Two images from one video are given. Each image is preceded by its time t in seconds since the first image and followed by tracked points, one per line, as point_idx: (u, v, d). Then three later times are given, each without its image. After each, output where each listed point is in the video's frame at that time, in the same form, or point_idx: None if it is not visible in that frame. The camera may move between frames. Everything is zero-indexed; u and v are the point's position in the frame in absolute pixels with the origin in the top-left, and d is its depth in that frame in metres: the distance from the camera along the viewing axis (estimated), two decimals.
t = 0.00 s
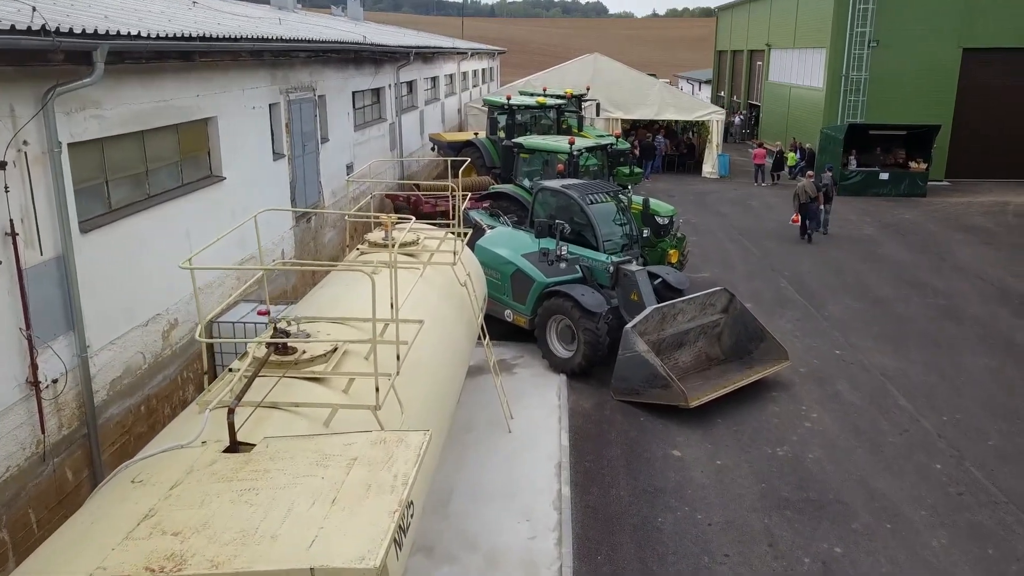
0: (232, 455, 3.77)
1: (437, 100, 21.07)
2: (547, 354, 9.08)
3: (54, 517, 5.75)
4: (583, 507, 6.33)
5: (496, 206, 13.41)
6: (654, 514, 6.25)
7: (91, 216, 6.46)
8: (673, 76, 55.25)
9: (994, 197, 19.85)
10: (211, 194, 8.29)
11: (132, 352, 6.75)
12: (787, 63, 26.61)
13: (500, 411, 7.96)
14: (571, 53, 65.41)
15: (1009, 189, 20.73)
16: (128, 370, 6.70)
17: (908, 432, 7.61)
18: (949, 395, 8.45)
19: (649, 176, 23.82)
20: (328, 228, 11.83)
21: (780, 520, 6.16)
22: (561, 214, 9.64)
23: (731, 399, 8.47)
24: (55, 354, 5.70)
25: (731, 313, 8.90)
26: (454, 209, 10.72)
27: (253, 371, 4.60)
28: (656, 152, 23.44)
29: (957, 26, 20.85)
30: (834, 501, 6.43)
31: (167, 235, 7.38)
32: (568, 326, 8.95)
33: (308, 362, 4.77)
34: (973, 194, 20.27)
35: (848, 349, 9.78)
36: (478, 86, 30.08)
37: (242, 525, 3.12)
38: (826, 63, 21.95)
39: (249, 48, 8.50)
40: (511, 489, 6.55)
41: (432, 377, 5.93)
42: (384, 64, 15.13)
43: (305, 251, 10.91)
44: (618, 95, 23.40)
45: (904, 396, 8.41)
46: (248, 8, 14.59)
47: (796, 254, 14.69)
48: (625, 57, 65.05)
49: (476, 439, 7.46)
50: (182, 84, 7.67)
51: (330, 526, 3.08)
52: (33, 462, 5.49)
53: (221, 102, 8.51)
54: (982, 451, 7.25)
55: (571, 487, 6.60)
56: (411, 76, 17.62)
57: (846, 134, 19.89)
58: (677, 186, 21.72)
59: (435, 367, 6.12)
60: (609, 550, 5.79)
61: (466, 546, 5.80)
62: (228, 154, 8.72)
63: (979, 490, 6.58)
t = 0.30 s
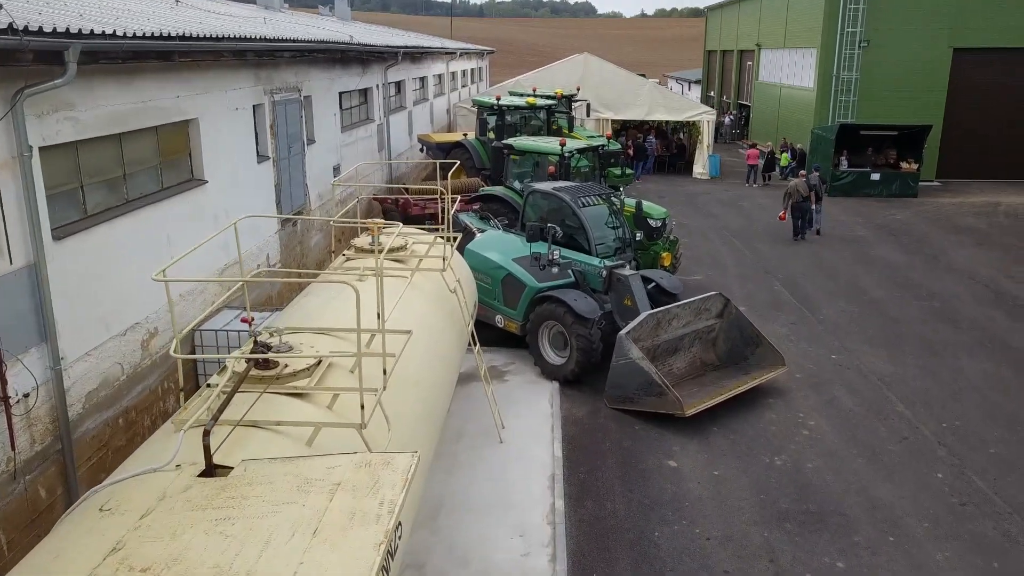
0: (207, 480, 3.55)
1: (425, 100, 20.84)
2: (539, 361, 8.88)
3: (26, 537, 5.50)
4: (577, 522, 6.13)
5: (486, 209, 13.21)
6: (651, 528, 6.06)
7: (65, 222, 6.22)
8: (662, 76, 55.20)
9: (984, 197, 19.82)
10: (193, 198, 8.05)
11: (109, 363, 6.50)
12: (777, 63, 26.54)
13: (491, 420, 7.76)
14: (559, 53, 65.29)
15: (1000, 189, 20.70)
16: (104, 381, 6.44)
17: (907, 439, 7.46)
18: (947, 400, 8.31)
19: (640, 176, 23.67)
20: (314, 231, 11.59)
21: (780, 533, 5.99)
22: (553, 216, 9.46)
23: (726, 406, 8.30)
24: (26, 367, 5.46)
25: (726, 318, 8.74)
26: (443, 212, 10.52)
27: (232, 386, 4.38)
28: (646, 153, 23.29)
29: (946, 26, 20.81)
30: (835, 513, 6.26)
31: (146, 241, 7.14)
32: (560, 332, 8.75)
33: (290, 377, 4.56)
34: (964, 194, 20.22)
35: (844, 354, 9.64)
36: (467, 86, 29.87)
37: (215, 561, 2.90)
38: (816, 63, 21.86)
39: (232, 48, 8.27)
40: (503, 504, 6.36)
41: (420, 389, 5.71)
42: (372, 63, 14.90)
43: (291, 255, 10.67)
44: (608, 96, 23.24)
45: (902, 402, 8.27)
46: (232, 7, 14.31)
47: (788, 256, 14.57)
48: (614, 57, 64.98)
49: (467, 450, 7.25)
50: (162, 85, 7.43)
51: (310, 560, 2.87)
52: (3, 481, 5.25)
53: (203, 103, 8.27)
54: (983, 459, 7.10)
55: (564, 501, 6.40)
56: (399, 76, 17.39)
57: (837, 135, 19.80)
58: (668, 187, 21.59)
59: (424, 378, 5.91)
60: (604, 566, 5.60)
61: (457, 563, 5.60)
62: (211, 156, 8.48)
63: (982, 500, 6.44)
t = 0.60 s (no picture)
0: (182, 507, 3.35)
1: (414, 101, 20.62)
2: (531, 368, 8.69)
3: None
4: (571, 536, 5.95)
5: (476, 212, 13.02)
6: (647, 543, 5.89)
7: (38, 228, 5.99)
8: (651, 76, 55.13)
9: (975, 198, 19.79)
10: (174, 202, 7.83)
11: (85, 374, 6.26)
12: (767, 63, 26.47)
13: (482, 430, 7.57)
14: (549, 53, 65.15)
15: (990, 190, 20.68)
16: (81, 395, 6.21)
17: (906, 447, 7.32)
18: (945, 406, 8.18)
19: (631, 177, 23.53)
20: (301, 235, 11.37)
21: (780, 547, 5.83)
22: (545, 220, 9.28)
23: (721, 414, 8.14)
24: None
25: (720, 323, 8.60)
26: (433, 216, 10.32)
27: (210, 404, 4.17)
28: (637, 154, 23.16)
29: (936, 26, 20.78)
30: (836, 525, 6.11)
31: (124, 247, 6.91)
32: (552, 338, 8.57)
33: (271, 393, 4.35)
34: (955, 195, 20.18)
35: (840, 359, 9.50)
36: (456, 86, 29.64)
37: None
38: (807, 63, 21.79)
39: (213, 48, 8.04)
40: (495, 518, 6.17)
41: (409, 402, 5.52)
42: (359, 64, 14.68)
43: (277, 261, 10.45)
44: (598, 96, 23.09)
45: (900, 408, 8.14)
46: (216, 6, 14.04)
47: (781, 257, 14.45)
48: (603, 57, 64.87)
49: (457, 462, 7.06)
50: (141, 87, 7.20)
51: None
52: None
53: (184, 105, 8.03)
54: (983, 467, 6.97)
55: (558, 514, 6.22)
56: (387, 76, 17.17)
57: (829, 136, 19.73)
58: (659, 188, 21.46)
59: (413, 390, 5.72)
60: None
61: None
62: (193, 159, 8.25)
63: (984, 511, 6.30)
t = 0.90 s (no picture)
0: (154, 537, 3.16)
1: (402, 101, 20.40)
2: (523, 374, 8.50)
3: None
4: (565, 552, 5.77)
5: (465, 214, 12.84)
6: (643, 557, 5.73)
7: (11, 234, 5.76)
8: (641, 75, 55.05)
9: (965, 198, 19.77)
10: (154, 206, 7.60)
11: (61, 386, 6.04)
12: (757, 63, 26.41)
13: (472, 440, 7.38)
14: (538, 53, 65.00)
15: (980, 190, 20.67)
16: (56, 407, 5.98)
17: (905, 454, 7.19)
18: (942, 411, 8.07)
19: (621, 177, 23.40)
20: (286, 239, 11.15)
21: (779, 560, 5.68)
22: (535, 223, 9.11)
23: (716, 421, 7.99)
24: None
25: (715, 327, 8.44)
26: (422, 219, 10.13)
27: (187, 422, 3.97)
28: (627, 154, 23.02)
29: (927, 26, 20.75)
30: (835, 536, 5.97)
31: (102, 254, 6.67)
32: (544, 344, 8.39)
33: (252, 410, 4.16)
34: (945, 195, 20.15)
35: (835, 362, 9.38)
36: (445, 87, 29.45)
37: None
38: (797, 64, 21.71)
39: (194, 48, 7.80)
40: (487, 532, 5.99)
41: (397, 414, 5.33)
42: (346, 64, 14.45)
43: (262, 265, 10.23)
44: (588, 96, 22.94)
45: (897, 414, 8.01)
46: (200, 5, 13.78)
47: (773, 259, 14.33)
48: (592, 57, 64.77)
49: (447, 473, 6.88)
50: (118, 87, 6.96)
51: None
52: None
53: (165, 105, 7.80)
54: (983, 474, 6.84)
55: (550, 528, 6.05)
56: (375, 77, 16.94)
57: (820, 136, 19.66)
58: (649, 189, 21.32)
59: (401, 402, 5.52)
60: None
61: None
62: (174, 162, 8.03)
63: (985, 520, 6.17)
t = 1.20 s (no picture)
0: (125, 569, 2.97)
1: (391, 102, 20.18)
2: (514, 382, 8.33)
3: None
4: (558, 566, 5.61)
5: (455, 216, 12.66)
6: (639, 571, 5.57)
7: None
8: (630, 75, 54.96)
9: (956, 198, 19.75)
10: (135, 210, 7.39)
11: (37, 398, 5.83)
12: (747, 63, 26.36)
13: (463, 450, 7.21)
14: (527, 53, 64.84)
15: (970, 190, 20.66)
16: (31, 420, 5.76)
17: (903, 462, 7.06)
18: (939, 416, 7.96)
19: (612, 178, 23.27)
20: (272, 243, 10.93)
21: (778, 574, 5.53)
22: (527, 226, 8.94)
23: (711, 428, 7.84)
24: None
25: (709, 332, 8.30)
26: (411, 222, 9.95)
27: (163, 441, 3.78)
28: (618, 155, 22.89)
29: (916, 26, 20.74)
30: (835, 548, 5.83)
31: (80, 261, 6.46)
32: (536, 351, 8.22)
33: (232, 427, 3.97)
34: (936, 195, 20.13)
35: (830, 367, 9.26)
36: (434, 87, 29.23)
37: None
38: (788, 64, 21.63)
39: (176, 48, 7.60)
40: (478, 547, 5.82)
41: (385, 428, 5.15)
42: (334, 64, 14.24)
43: (248, 270, 10.02)
44: (579, 96, 22.81)
45: (894, 419, 7.89)
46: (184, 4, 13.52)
47: (766, 260, 14.22)
48: (582, 57, 64.65)
49: (436, 485, 6.71)
50: (96, 89, 6.75)
51: None
52: None
53: (146, 107, 7.59)
54: (983, 482, 6.73)
55: (544, 542, 5.88)
56: (362, 77, 16.73)
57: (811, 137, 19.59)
58: (640, 190, 21.19)
59: (389, 414, 5.35)
60: None
61: None
62: (155, 166, 7.82)
63: (987, 530, 6.05)
